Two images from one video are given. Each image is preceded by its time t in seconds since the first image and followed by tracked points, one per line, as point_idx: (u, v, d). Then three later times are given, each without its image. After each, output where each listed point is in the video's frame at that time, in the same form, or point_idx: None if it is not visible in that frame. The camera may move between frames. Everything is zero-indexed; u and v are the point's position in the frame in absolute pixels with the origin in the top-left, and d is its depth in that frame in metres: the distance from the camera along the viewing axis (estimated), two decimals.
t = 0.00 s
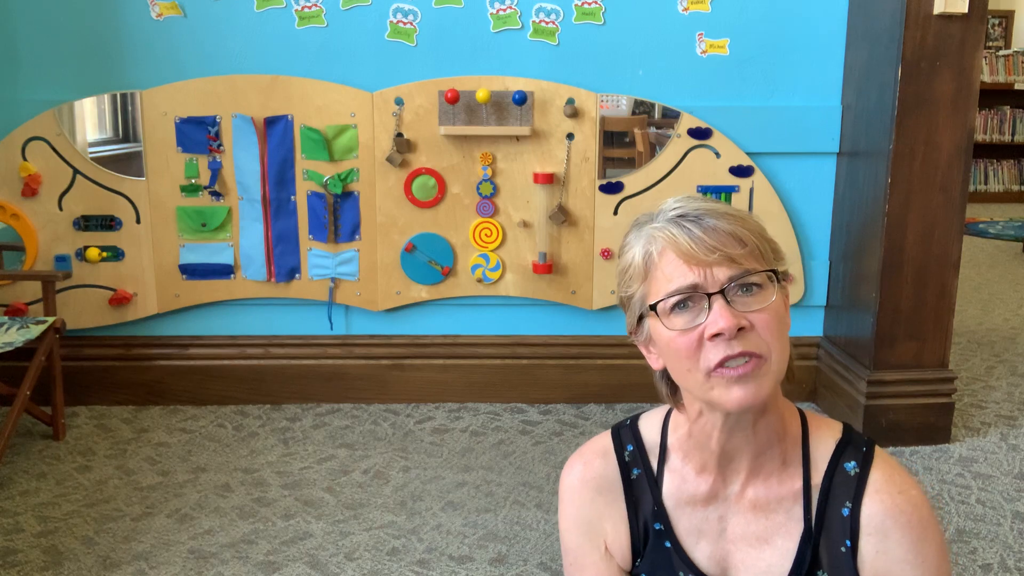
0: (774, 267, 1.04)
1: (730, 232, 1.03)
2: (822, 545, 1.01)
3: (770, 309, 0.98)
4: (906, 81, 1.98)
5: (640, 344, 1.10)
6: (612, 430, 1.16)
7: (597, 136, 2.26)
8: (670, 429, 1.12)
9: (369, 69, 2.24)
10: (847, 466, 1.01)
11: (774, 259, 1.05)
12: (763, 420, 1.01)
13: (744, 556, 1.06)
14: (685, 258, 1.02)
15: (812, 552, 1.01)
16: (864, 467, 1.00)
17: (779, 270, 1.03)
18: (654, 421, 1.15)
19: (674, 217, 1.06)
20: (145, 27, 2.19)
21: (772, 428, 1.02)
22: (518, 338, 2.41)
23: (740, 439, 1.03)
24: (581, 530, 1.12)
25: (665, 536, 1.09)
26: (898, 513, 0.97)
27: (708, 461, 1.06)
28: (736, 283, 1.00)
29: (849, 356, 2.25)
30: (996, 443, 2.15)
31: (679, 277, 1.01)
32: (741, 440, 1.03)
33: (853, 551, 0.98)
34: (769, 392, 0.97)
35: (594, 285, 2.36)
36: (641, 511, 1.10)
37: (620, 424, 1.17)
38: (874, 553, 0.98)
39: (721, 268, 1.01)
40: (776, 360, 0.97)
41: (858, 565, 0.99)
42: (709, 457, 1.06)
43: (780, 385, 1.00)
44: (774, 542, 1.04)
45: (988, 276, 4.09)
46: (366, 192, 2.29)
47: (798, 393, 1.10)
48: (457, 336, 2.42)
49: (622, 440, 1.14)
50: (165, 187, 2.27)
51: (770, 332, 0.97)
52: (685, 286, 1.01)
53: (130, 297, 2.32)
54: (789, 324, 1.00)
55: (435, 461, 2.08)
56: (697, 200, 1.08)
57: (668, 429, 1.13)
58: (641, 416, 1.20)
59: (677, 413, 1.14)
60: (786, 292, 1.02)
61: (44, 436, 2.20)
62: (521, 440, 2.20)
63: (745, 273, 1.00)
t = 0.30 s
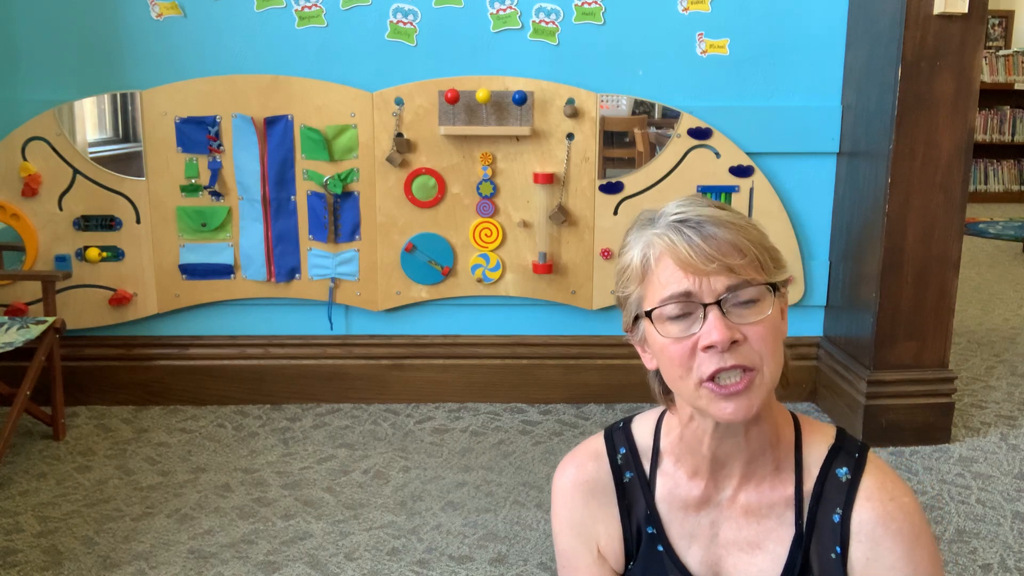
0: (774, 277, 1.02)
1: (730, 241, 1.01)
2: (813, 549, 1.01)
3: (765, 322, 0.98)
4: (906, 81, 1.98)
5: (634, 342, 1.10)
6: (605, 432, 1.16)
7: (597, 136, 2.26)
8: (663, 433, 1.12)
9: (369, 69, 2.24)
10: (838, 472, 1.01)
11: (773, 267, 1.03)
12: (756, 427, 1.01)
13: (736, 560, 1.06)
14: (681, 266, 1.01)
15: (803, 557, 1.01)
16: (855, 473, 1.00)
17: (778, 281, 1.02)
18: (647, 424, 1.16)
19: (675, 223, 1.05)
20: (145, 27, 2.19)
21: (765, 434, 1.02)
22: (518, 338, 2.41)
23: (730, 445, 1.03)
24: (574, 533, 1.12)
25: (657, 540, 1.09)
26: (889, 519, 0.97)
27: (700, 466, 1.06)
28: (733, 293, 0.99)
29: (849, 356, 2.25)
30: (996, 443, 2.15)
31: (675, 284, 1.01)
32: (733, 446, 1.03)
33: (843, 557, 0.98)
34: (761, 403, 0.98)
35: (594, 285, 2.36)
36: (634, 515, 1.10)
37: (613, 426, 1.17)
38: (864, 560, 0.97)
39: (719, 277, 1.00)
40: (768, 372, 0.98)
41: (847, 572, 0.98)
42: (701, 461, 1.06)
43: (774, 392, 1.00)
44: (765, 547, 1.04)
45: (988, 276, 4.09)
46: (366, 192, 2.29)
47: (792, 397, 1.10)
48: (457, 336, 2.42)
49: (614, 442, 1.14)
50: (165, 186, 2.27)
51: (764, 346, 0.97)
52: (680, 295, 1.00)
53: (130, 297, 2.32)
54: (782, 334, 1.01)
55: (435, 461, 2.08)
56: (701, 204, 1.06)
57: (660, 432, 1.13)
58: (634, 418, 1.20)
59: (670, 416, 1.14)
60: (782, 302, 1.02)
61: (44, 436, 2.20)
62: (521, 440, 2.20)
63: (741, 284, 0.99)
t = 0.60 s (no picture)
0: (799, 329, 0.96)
1: (766, 307, 0.92)
2: (805, 553, 1.01)
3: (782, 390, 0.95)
4: (906, 81, 1.98)
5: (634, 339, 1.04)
6: (605, 428, 1.15)
7: (597, 136, 2.26)
8: (662, 430, 1.12)
9: (369, 69, 2.24)
10: (833, 477, 1.01)
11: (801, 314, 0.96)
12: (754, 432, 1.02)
13: (730, 562, 1.06)
14: (710, 331, 0.92)
15: (795, 560, 1.01)
16: (849, 479, 1.00)
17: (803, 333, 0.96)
18: (648, 420, 1.15)
19: (711, 274, 0.92)
20: (145, 27, 2.19)
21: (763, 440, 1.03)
22: (518, 338, 2.41)
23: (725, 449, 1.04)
24: (572, 527, 1.11)
25: (653, 537, 1.09)
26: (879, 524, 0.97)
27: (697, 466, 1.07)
28: (758, 364, 0.94)
29: (849, 356, 2.26)
30: (996, 443, 2.15)
31: (699, 348, 0.94)
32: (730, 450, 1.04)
33: (833, 563, 0.98)
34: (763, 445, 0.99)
35: (594, 285, 2.36)
36: (631, 511, 1.10)
37: (614, 422, 1.16)
38: (855, 566, 0.97)
39: (748, 347, 0.93)
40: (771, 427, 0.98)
41: None
42: (696, 463, 1.06)
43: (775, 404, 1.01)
44: (760, 550, 1.05)
45: (988, 276, 4.09)
46: (366, 192, 2.29)
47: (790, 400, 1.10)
48: (457, 337, 2.42)
49: (614, 439, 1.13)
50: (165, 186, 2.27)
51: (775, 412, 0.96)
52: (702, 360, 0.94)
53: (129, 297, 2.32)
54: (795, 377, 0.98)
55: (435, 461, 2.08)
56: (743, 252, 0.92)
57: (660, 429, 1.12)
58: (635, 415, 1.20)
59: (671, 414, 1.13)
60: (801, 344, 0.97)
61: (44, 436, 2.20)
62: (521, 440, 2.20)
63: (767, 354, 0.93)
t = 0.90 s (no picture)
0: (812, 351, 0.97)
1: (786, 332, 0.92)
2: (800, 556, 1.01)
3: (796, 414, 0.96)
4: (906, 82, 1.98)
5: (637, 355, 1.04)
6: (602, 426, 1.15)
7: (597, 136, 2.26)
8: (660, 430, 1.11)
9: (368, 69, 2.24)
10: (828, 479, 1.01)
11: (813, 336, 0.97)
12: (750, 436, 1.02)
13: (725, 563, 1.07)
14: (731, 356, 0.92)
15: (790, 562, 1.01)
16: (844, 480, 1.00)
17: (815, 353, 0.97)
18: (645, 418, 1.14)
19: (732, 299, 0.92)
20: (145, 27, 2.19)
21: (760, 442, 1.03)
22: (518, 338, 2.41)
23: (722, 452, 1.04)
24: (566, 524, 1.11)
25: (647, 536, 1.09)
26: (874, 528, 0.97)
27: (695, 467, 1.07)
28: (774, 389, 0.94)
29: (849, 357, 2.26)
30: (996, 443, 2.15)
31: (720, 373, 0.93)
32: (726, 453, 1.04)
33: (829, 565, 0.98)
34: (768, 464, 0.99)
35: (594, 285, 2.36)
36: (625, 510, 1.09)
37: (610, 420, 1.16)
38: (850, 568, 0.97)
39: (766, 372, 0.93)
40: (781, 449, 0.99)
41: None
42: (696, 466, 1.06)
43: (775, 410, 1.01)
44: (755, 553, 1.05)
45: (988, 276, 4.09)
46: (366, 192, 2.29)
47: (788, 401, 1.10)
48: (457, 337, 2.42)
49: (610, 437, 1.13)
50: (165, 186, 2.27)
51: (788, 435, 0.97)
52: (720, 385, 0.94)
53: (130, 297, 2.32)
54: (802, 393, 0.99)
55: (435, 461, 2.08)
56: (763, 278, 0.92)
57: (657, 428, 1.11)
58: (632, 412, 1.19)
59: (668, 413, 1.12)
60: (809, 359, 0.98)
61: (44, 436, 2.20)
62: (521, 440, 2.20)
63: (784, 378, 0.94)
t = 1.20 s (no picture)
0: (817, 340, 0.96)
1: (790, 314, 0.92)
2: (806, 554, 1.01)
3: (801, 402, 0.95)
4: (906, 81, 1.98)
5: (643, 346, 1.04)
6: (605, 425, 1.15)
7: (597, 136, 2.26)
8: (664, 429, 1.11)
9: (368, 69, 2.24)
10: (836, 478, 1.01)
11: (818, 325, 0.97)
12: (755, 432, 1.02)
13: (729, 561, 1.06)
14: (734, 337, 0.92)
15: (796, 562, 1.01)
16: (852, 479, 1.00)
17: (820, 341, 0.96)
18: (648, 418, 1.14)
19: (735, 280, 0.92)
20: (145, 27, 2.19)
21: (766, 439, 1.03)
22: (518, 338, 2.41)
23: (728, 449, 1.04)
24: (570, 523, 1.10)
25: (651, 535, 1.09)
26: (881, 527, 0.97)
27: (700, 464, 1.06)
28: (779, 373, 0.93)
29: (849, 356, 2.26)
30: (996, 443, 2.15)
31: (723, 356, 0.93)
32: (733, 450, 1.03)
33: (837, 564, 0.98)
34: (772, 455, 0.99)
35: (594, 285, 2.36)
36: (629, 508, 1.10)
37: (614, 419, 1.16)
38: (858, 567, 0.98)
39: (771, 355, 0.92)
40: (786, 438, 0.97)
41: None
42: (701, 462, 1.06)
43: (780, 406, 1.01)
44: (759, 550, 1.05)
45: (988, 276, 4.09)
46: (366, 192, 2.29)
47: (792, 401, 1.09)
48: (457, 336, 2.42)
49: (614, 436, 1.13)
50: (165, 186, 2.27)
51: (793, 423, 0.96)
52: (723, 368, 0.93)
53: (130, 297, 2.32)
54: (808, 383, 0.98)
55: (435, 461, 2.08)
56: (765, 260, 0.93)
57: (662, 427, 1.12)
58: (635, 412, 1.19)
59: (672, 412, 1.13)
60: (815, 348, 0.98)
61: (44, 436, 2.20)
62: (521, 440, 2.20)
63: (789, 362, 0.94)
